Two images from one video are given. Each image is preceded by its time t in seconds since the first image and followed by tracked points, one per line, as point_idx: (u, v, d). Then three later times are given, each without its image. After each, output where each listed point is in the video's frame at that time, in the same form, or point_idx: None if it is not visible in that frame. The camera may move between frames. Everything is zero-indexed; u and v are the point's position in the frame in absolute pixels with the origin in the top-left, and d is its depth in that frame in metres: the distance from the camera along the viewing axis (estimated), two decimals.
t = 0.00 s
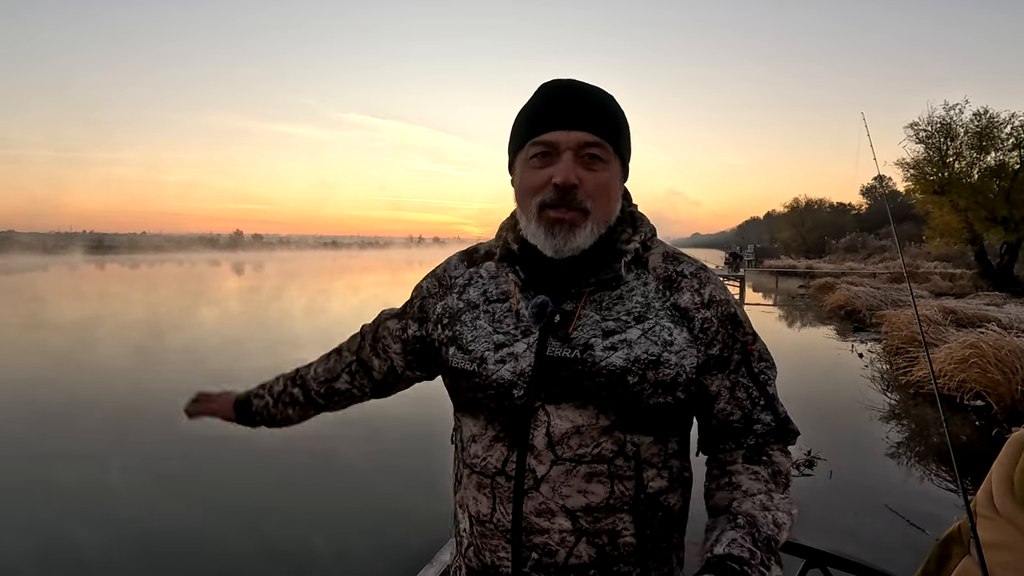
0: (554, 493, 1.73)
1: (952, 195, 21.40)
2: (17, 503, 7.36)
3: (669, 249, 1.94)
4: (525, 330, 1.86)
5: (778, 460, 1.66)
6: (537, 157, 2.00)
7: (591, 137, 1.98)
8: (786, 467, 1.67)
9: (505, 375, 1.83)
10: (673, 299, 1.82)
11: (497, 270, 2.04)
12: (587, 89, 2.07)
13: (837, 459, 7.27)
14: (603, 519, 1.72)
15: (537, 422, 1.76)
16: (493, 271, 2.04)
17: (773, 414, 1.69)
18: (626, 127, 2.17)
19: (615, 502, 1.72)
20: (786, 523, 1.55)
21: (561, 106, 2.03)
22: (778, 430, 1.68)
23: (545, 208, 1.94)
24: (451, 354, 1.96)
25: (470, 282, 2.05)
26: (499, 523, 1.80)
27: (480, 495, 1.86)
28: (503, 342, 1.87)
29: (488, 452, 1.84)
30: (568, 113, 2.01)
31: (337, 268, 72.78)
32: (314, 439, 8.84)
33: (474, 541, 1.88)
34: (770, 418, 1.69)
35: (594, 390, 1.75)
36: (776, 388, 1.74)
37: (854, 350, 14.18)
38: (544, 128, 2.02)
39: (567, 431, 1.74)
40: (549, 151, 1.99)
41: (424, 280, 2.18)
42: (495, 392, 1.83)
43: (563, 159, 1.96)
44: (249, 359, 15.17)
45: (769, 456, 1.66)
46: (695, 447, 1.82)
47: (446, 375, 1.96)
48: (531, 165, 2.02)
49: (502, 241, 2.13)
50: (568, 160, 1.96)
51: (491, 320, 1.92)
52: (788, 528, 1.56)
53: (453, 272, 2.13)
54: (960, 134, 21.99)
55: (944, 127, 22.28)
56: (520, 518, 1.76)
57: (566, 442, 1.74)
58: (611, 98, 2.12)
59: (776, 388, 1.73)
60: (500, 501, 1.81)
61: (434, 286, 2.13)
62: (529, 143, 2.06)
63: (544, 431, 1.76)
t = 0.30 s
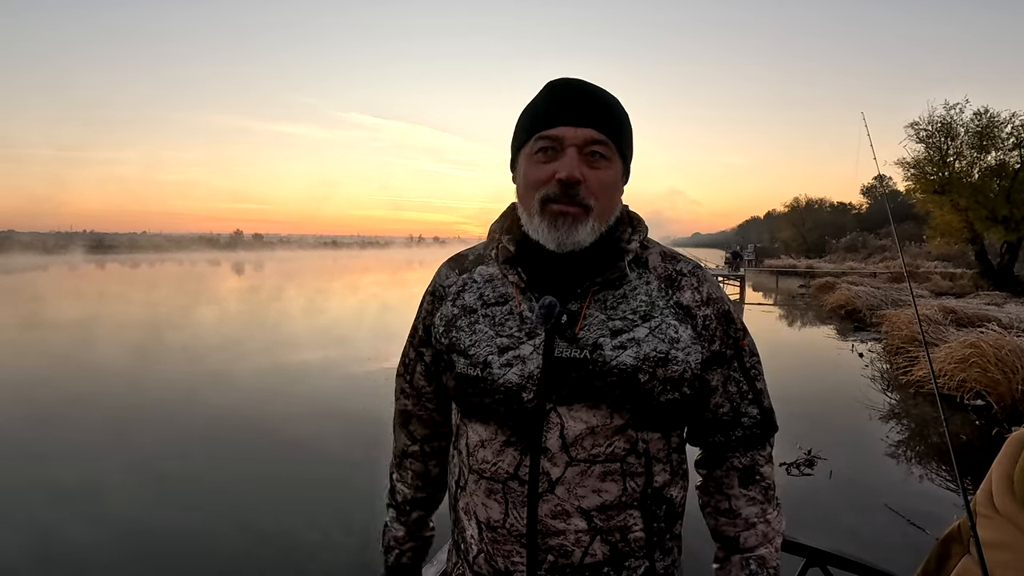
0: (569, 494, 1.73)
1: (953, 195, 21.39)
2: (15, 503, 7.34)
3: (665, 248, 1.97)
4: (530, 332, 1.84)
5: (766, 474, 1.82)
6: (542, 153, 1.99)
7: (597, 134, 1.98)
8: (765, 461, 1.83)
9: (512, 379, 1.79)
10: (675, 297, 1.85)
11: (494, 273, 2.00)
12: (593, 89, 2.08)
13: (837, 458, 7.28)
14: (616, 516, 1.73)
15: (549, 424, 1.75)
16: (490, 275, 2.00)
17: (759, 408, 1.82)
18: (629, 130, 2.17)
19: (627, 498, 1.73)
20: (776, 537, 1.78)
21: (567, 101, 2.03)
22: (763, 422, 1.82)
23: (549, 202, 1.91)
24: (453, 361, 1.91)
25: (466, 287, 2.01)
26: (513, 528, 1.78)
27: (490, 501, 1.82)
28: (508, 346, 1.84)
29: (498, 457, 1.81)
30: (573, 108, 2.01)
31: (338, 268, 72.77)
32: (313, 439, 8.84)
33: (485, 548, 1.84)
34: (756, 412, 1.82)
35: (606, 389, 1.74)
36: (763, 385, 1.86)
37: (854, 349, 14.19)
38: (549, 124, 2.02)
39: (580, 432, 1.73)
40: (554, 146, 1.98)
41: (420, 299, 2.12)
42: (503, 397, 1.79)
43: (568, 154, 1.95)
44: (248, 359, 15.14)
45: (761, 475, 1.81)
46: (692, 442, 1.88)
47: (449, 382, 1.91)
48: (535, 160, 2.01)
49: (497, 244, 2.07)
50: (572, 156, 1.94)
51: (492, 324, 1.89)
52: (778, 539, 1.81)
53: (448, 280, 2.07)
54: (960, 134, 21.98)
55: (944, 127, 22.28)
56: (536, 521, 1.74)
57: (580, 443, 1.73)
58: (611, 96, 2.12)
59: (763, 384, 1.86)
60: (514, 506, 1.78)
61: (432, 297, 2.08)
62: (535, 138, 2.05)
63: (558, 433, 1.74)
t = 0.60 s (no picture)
0: (567, 489, 1.73)
1: (953, 194, 21.40)
2: (14, 503, 7.32)
3: (661, 244, 1.97)
4: (528, 329, 1.85)
5: (772, 476, 1.82)
6: (521, 152, 2.03)
7: (572, 129, 1.98)
8: (768, 460, 1.82)
9: (510, 376, 1.80)
10: (670, 291, 1.85)
11: (493, 273, 2.01)
12: (575, 87, 2.08)
13: (838, 458, 7.28)
14: (614, 511, 1.73)
15: (547, 420, 1.75)
16: (490, 275, 2.01)
17: (757, 402, 1.82)
18: (616, 124, 2.15)
19: (625, 493, 1.73)
20: (785, 540, 1.78)
21: (545, 98, 2.05)
22: (761, 417, 1.82)
23: (527, 199, 1.94)
24: (452, 359, 1.92)
25: (465, 286, 2.02)
26: (512, 523, 1.78)
27: (491, 497, 1.83)
28: (506, 343, 1.84)
29: (497, 454, 1.81)
30: (550, 105, 2.03)
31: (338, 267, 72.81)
32: (312, 439, 8.83)
33: (487, 544, 1.85)
34: (754, 406, 1.82)
35: (601, 384, 1.75)
36: (763, 379, 1.85)
37: (854, 348, 14.21)
38: (528, 124, 2.05)
39: (578, 427, 1.73)
40: (531, 144, 2.01)
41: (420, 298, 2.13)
42: (501, 394, 1.81)
43: (544, 152, 1.97)
44: (247, 358, 15.10)
45: (766, 478, 1.81)
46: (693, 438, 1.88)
47: (448, 380, 1.92)
48: (517, 160, 2.05)
49: (494, 244, 2.09)
50: (548, 153, 1.96)
51: (492, 322, 1.89)
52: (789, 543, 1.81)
53: (448, 278, 2.08)
54: (960, 133, 21.98)
55: (944, 126, 22.29)
56: (535, 516, 1.75)
57: (577, 438, 1.73)
58: (594, 91, 2.12)
59: (762, 379, 1.85)
60: (513, 502, 1.79)
61: (432, 294, 2.09)
62: (516, 138, 2.08)
63: (555, 429, 1.75)
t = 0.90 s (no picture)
0: (576, 491, 1.73)
1: (954, 193, 21.39)
2: (14, 502, 7.32)
3: (667, 244, 1.98)
4: (535, 330, 1.84)
5: (766, 477, 1.81)
6: (532, 147, 2.02)
7: (583, 126, 1.98)
8: (766, 462, 1.82)
9: (518, 377, 1.80)
10: (678, 292, 1.85)
11: (499, 272, 2.00)
12: (584, 84, 2.08)
13: (838, 457, 7.28)
14: (623, 513, 1.73)
15: (556, 422, 1.75)
16: (494, 274, 2.00)
17: (760, 405, 1.83)
18: (626, 123, 2.16)
19: (633, 495, 1.74)
20: (774, 543, 1.79)
21: (555, 93, 2.06)
22: (763, 419, 1.83)
23: (538, 194, 1.93)
24: (457, 360, 1.91)
25: (469, 287, 2.01)
26: (520, 526, 1.78)
27: (498, 499, 1.82)
28: (513, 344, 1.84)
29: (505, 456, 1.81)
30: (560, 101, 2.04)
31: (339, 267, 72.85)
32: (312, 438, 8.83)
33: (493, 547, 1.84)
34: (757, 408, 1.83)
35: (610, 386, 1.75)
36: (765, 381, 1.86)
37: (854, 348, 14.22)
38: (539, 119, 2.05)
39: (587, 429, 1.73)
40: (542, 140, 2.01)
41: (423, 298, 2.12)
42: (508, 395, 1.80)
43: (555, 146, 1.97)
44: (247, 357, 15.09)
45: (762, 479, 1.81)
46: (693, 439, 1.89)
47: (453, 382, 1.91)
48: (527, 156, 2.04)
49: (500, 244, 2.08)
50: (558, 148, 1.96)
51: (498, 323, 1.89)
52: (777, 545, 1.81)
53: (451, 279, 2.08)
54: (961, 132, 21.97)
55: (945, 126, 22.29)
56: (544, 519, 1.75)
57: (587, 440, 1.73)
58: (603, 89, 2.12)
59: (765, 381, 1.86)
60: (521, 504, 1.78)
61: (435, 296, 2.08)
62: (526, 134, 2.08)
63: (565, 430, 1.74)
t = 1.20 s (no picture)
0: (575, 492, 1.73)
1: (954, 193, 21.36)
2: (13, 502, 7.30)
3: (668, 244, 1.98)
4: (535, 330, 1.84)
5: (774, 481, 1.81)
6: (541, 149, 1.99)
7: (593, 129, 1.97)
8: (769, 465, 1.82)
9: (518, 378, 1.79)
10: (679, 294, 1.86)
11: (498, 273, 2.00)
12: (587, 86, 2.08)
13: (839, 457, 7.27)
14: (621, 514, 1.73)
15: (555, 423, 1.75)
16: (494, 274, 2.00)
17: (761, 406, 1.83)
18: (627, 125, 2.17)
19: (633, 496, 1.73)
20: (785, 545, 1.79)
21: (562, 96, 2.04)
22: (764, 421, 1.82)
23: (549, 198, 1.91)
24: (456, 360, 1.91)
25: (469, 287, 2.01)
26: (519, 527, 1.78)
27: (497, 500, 1.82)
28: (512, 345, 1.83)
29: (504, 457, 1.80)
30: (569, 103, 2.02)
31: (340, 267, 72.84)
32: (311, 438, 8.82)
33: (493, 548, 1.84)
34: (757, 410, 1.82)
35: (610, 387, 1.75)
36: (767, 383, 1.86)
37: (855, 347, 14.21)
38: (546, 121, 2.02)
39: (586, 430, 1.73)
40: (551, 142, 1.98)
41: (423, 298, 2.12)
42: (507, 396, 1.79)
43: (566, 150, 1.95)
44: (246, 357, 15.07)
45: (767, 483, 1.81)
46: (694, 440, 1.89)
47: (453, 382, 1.91)
48: (534, 158, 2.00)
49: (501, 244, 2.07)
50: (570, 151, 1.94)
51: (497, 324, 1.89)
52: (789, 546, 1.82)
53: (450, 279, 2.07)
54: (962, 132, 21.94)
55: (946, 126, 22.25)
56: (542, 520, 1.75)
57: (586, 441, 1.73)
58: (607, 91, 2.12)
59: (766, 382, 1.86)
60: (519, 505, 1.78)
61: (435, 296, 2.08)
62: (531, 135, 2.05)
63: (563, 431, 1.74)
